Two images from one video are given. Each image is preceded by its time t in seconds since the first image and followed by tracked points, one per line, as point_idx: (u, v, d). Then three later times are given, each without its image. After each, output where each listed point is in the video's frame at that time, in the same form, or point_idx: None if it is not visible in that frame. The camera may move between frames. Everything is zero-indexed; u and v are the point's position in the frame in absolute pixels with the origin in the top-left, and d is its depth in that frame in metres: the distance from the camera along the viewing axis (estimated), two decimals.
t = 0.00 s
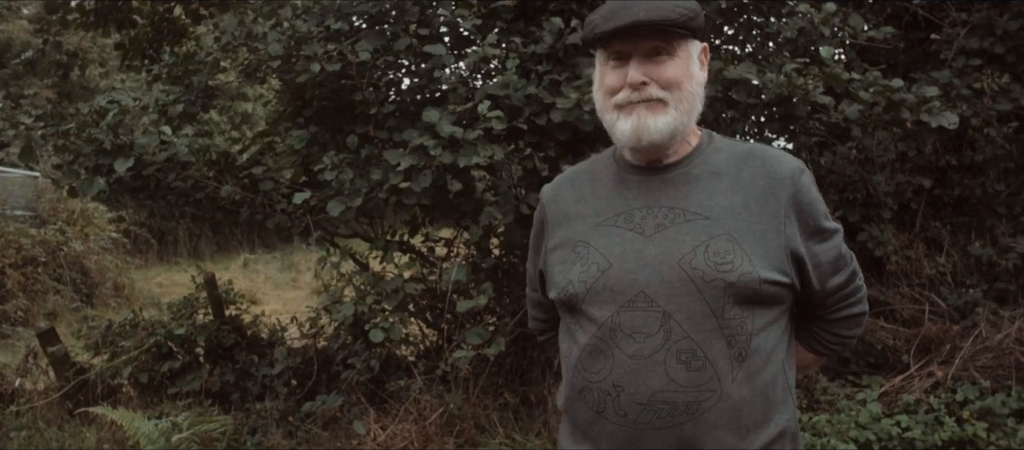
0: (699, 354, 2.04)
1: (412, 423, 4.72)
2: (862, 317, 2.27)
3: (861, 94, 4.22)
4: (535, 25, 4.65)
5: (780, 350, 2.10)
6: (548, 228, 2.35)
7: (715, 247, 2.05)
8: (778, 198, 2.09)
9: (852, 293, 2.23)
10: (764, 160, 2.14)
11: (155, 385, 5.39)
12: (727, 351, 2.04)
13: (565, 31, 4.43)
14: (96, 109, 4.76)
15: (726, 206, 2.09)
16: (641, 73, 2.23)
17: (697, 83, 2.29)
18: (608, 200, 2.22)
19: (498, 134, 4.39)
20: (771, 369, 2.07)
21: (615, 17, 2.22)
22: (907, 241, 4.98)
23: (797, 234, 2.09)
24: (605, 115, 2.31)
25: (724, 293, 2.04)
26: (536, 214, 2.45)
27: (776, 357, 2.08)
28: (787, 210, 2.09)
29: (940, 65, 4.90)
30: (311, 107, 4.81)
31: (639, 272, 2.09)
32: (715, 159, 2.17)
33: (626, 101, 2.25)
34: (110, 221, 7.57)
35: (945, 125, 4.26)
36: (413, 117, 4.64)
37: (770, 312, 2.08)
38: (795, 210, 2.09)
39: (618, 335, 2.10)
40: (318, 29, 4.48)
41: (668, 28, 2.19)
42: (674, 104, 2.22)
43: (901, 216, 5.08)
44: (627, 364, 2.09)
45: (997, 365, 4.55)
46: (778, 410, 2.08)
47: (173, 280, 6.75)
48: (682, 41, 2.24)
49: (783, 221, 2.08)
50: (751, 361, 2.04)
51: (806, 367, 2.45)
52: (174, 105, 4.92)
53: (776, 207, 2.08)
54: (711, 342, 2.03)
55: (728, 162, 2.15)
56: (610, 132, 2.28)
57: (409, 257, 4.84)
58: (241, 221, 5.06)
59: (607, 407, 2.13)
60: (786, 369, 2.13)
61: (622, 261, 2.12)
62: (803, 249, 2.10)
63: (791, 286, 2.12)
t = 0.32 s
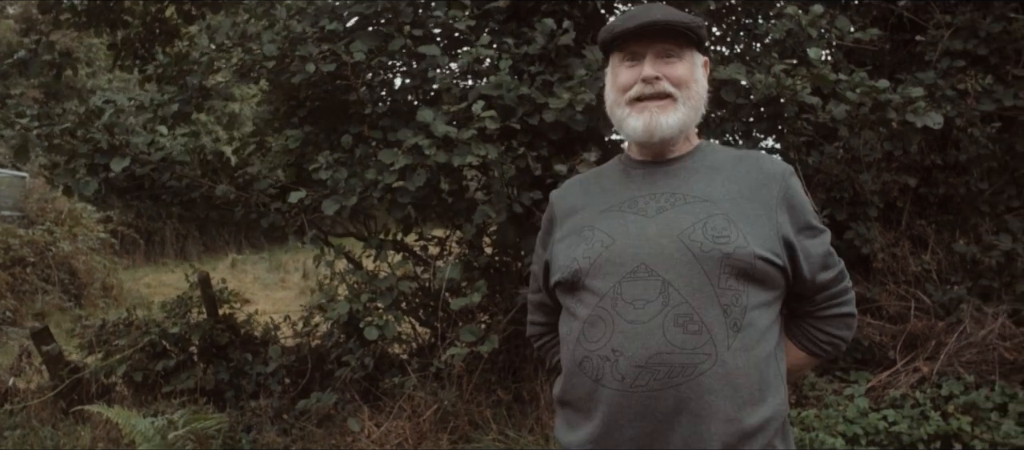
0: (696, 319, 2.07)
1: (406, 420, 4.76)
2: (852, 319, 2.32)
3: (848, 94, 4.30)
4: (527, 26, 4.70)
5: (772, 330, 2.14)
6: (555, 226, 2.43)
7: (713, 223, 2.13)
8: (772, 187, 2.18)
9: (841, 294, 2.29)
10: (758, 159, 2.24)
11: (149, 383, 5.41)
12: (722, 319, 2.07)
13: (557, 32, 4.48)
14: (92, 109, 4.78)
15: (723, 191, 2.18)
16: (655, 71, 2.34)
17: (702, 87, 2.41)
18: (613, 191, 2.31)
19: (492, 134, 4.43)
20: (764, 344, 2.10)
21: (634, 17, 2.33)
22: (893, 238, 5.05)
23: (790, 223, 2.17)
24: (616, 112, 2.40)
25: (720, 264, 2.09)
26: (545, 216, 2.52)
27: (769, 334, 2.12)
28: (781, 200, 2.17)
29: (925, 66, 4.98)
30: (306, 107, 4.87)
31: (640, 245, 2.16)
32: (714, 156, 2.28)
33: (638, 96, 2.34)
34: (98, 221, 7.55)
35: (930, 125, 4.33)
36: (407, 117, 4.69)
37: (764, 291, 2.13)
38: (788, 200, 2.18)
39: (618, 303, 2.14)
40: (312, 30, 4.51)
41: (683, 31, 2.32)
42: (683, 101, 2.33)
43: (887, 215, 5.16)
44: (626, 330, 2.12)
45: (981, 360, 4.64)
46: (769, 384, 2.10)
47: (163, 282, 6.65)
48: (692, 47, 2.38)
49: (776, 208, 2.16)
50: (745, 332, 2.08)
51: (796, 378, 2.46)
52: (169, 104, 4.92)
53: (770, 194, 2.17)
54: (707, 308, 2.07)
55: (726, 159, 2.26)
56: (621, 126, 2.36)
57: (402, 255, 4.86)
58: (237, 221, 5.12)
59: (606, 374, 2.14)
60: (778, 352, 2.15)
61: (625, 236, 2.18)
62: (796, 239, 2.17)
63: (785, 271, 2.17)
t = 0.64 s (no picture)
0: (662, 297, 2.14)
1: (390, 416, 4.81)
2: (823, 319, 2.35)
3: (825, 94, 4.39)
4: (510, 26, 4.76)
5: (739, 316, 2.19)
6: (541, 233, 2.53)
7: (683, 213, 2.23)
8: (741, 186, 2.29)
9: (811, 294, 2.33)
10: (730, 165, 2.35)
11: (133, 380, 5.41)
12: (688, 298, 2.14)
13: (540, 32, 4.53)
14: (77, 106, 4.80)
15: (694, 187, 2.29)
16: (635, 89, 2.42)
17: (679, 104, 2.49)
18: (593, 194, 2.42)
19: (476, 132, 4.49)
20: (729, 325, 2.15)
21: (616, 37, 2.41)
22: (868, 235, 5.15)
23: (758, 219, 2.26)
24: (597, 126, 2.48)
25: (687, 249, 2.18)
26: (534, 227, 2.62)
27: (735, 318, 2.17)
28: (749, 198, 2.27)
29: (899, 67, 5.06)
30: (289, 105, 4.83)
31: (612, 233, 2.25)
32: (688, 163, 2.39)
33: (619, 112, 2.43)
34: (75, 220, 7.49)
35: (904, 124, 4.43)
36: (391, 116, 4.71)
37: (731, 277, 2.19)
38: (755, 198, 2.27)
39: (590, 284, 2.22)
40: (298, 29, 4.55)
41: (661, 52, 2.40)
42: (661, 117, 2.41)
43: (863, 213, 5.25)
44: (595, 308, 2.19)
45: (953, 354, 4.73)
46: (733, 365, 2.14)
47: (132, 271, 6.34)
48: (669, 66, 2.46)
49: (744, 204, 2.26)
50: (711, 312, 2.14)
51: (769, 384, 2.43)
52: (156, 101, 4.98)
53: (738, 192, 2.27)
54: (673, 287, 2.15)
55: (700, 165, 2.37)
56: (602, 140, 2.44)
57: (386, 253, 4.89)
58: (223, 218, 5.16)
59: (576, 351, 2.20)
60: (744, 340, 2.20)
61: (600, 227, 2.29)
62: (763, 234, 2.25)
63: (753, 263, 2.24)
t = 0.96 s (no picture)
0: (626, 286, 2.23)
1: (367, 407, 4.90)
2: (774, 305, 2.47)
3: (792, 91, 4.52)
4: (485, 23, 4.84)
5: (697, 303, 2.29)
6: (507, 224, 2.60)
7: (644, 206, 2.32)
8: (697, 180, 2.39)
9: (763, 281, 2.45)
10: (687, 159, 2.45)
11: (111, 373, 5.45)
12: (650, 287, 2.23)
13: (515, 29, 4.61)
14: (57, 101, 4.86)
15: (654, 182, 2.38)
16: (598, 89, 2.50)
17: (639, 100, 2.58)
18: (558, 187, 2.50)
19: (451, 127, 4.57)
20: (688, 312, 2.25)
21: (581, 39, 2.48)
22: (835, 229, 5.27)
23: (714, 211, 2.37)
24: (561, 122, 2.56)
25: (648, 240, 2.27)
26: (499, 219, 2.69)
27: (693, 305, 2.28)
28: (705, 191, 2.38)
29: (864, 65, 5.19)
30: (266, 100, 4.89)
31: (577, 226, 2.34)
32: (647, 157, 2.49)
33: (582, 110, 2.51)
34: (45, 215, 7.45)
35: (868, 121, 4.57)
36: (367, 111, 4.76)
37: (689, 267, 2.29)
38: (711, 192, 2.38)
39: (557, 275, 2.30)
40: (275, 25, 4.59)
41: (623, 53, 2.48)
42: (622, 115, 2.49)
43: (830, 207, 5.38)
44: (563, 298, 2.28)
45: (917, 344, 4.87)
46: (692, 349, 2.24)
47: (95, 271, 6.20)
48: (630, 65, 2.54)
49: (700, 197, 2.36)
50: (671, 300, 2.24)
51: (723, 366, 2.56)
52: (133, 97, 4.97)
53: (695, 185, 2.38)
54: (636, 277, 2.24)
55: (659, 159, 2.47)
56: (566, 136, 2.53)
57: (362, 246, 4.91)
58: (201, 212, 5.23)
59: (544, 340, 2.28)
60: (702, 325, 2.30)
61: (566, 220, 2.37)
62: (719, 224, 2.36)
63: (710, 253, 2.34)
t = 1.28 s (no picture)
0: (601, 299, 2.29)
1: (344, 399, 5.05)
2: (730, 260, 2.63)
3: (761, 88, 4.64)
4: (461, 21, 4.92)
5: (664, 291, 2.40)
6: (467, 203, 2.58)
7: (611, 211, 2.32)
8: (658, 170, 2.38)
9: (721, 243, 2.57)
10: (645, 139, 2.42)
11: (90, 366, 5.48)
12: (623, 296, 2.30)
13: (490, 26, 4.68)
14: (37, 95, 4.89)
15: (618, 178, 2.36)
16: (550, 62, 2.48)
17: (592, 74, 2.57)
18: (518, 176, 2.46)
19: (427, 122, 4.64)
20: (657, 307, 2.36)
21: (531, 10, 2.44)
22: (804, 224, 5.37)
23: (675, 197, 2.40)
24: (515, 97, 2.52)
25: (619, 250, 2.30)
26: (455, 188, 2.65)
27: (662, 297, 2.38)
28: (666, 178, 2.39)
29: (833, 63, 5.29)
30: (245, 96, 4.95)
31: (546, 235, 2.33)
32: (606, 136, 2.45)
33: (535, 84, 2.48)
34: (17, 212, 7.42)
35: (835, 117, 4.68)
36: (345, 106, 4.84)
37: (656, 262, 2.37)
38: (672, 175, 2.40)
39: (533, 289, 2.33)
40: (254, 22, 4.66)
41: (575, 26, 2.46)
42: (575, 87, 2.47)
43: (799, 202, 5.48)
44: (541, 313, 2.33)
45: (882, 336, 4.98)
46: (664, 341, 2.37)
47: (71, 267, 6.09)
48: (582, 39, 2.53)
49: (662, 187, 2.38)
50: (643, 302, 2.33)
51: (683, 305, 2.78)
52: (112, 92, 5.07)
53: (658, 177, 2.38)
54: (610, 288, 2.30)
55: (618, 141, 2.43)
56: (519, 110, 2.49)
57: (340, 241, 4.98)
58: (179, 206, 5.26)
59: (526, 352, 2.36)
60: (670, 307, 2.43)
61: (534, 226, 2.35)
62: (681, 210, 2.42)
63: (672, 239, 2.41)
